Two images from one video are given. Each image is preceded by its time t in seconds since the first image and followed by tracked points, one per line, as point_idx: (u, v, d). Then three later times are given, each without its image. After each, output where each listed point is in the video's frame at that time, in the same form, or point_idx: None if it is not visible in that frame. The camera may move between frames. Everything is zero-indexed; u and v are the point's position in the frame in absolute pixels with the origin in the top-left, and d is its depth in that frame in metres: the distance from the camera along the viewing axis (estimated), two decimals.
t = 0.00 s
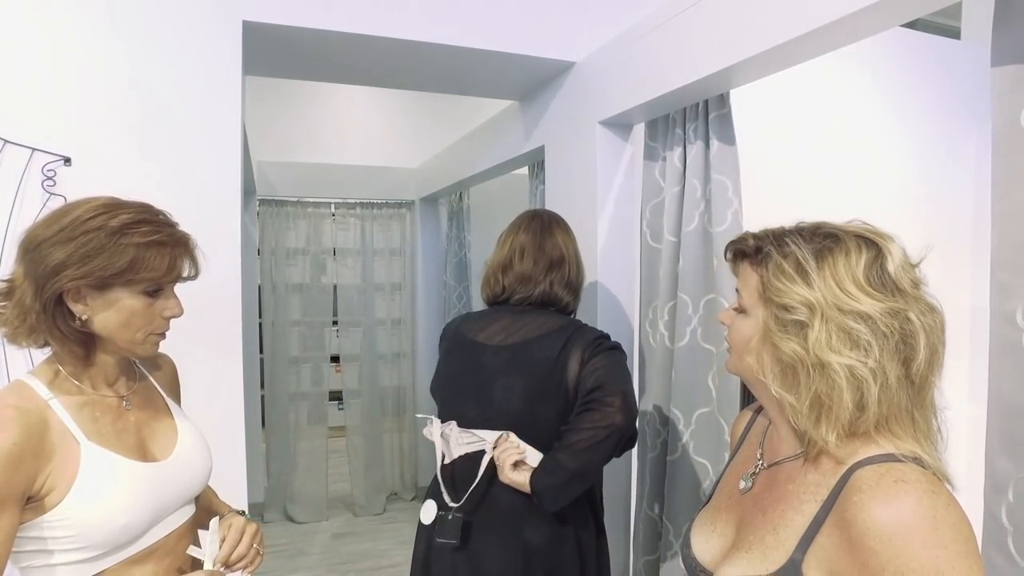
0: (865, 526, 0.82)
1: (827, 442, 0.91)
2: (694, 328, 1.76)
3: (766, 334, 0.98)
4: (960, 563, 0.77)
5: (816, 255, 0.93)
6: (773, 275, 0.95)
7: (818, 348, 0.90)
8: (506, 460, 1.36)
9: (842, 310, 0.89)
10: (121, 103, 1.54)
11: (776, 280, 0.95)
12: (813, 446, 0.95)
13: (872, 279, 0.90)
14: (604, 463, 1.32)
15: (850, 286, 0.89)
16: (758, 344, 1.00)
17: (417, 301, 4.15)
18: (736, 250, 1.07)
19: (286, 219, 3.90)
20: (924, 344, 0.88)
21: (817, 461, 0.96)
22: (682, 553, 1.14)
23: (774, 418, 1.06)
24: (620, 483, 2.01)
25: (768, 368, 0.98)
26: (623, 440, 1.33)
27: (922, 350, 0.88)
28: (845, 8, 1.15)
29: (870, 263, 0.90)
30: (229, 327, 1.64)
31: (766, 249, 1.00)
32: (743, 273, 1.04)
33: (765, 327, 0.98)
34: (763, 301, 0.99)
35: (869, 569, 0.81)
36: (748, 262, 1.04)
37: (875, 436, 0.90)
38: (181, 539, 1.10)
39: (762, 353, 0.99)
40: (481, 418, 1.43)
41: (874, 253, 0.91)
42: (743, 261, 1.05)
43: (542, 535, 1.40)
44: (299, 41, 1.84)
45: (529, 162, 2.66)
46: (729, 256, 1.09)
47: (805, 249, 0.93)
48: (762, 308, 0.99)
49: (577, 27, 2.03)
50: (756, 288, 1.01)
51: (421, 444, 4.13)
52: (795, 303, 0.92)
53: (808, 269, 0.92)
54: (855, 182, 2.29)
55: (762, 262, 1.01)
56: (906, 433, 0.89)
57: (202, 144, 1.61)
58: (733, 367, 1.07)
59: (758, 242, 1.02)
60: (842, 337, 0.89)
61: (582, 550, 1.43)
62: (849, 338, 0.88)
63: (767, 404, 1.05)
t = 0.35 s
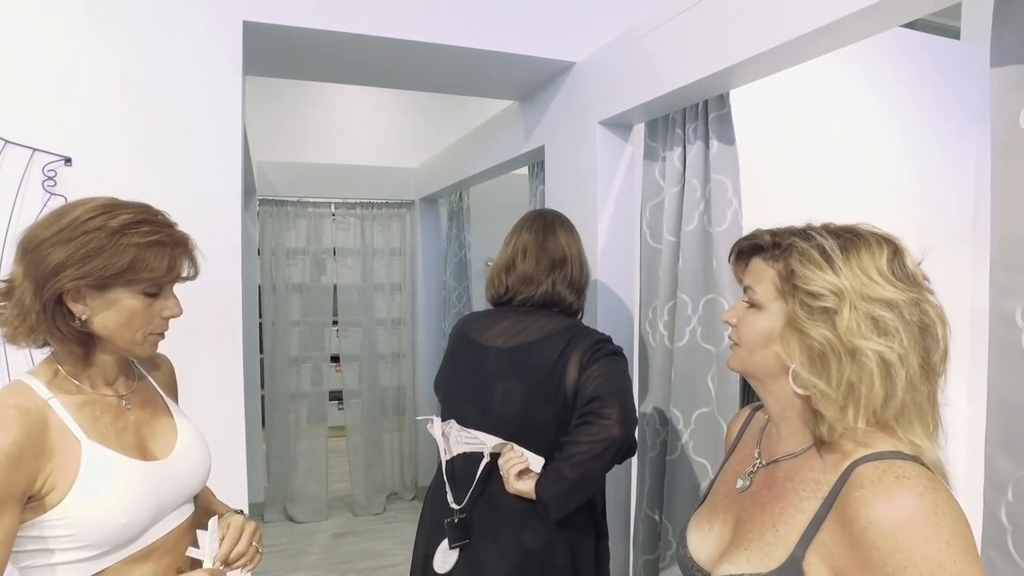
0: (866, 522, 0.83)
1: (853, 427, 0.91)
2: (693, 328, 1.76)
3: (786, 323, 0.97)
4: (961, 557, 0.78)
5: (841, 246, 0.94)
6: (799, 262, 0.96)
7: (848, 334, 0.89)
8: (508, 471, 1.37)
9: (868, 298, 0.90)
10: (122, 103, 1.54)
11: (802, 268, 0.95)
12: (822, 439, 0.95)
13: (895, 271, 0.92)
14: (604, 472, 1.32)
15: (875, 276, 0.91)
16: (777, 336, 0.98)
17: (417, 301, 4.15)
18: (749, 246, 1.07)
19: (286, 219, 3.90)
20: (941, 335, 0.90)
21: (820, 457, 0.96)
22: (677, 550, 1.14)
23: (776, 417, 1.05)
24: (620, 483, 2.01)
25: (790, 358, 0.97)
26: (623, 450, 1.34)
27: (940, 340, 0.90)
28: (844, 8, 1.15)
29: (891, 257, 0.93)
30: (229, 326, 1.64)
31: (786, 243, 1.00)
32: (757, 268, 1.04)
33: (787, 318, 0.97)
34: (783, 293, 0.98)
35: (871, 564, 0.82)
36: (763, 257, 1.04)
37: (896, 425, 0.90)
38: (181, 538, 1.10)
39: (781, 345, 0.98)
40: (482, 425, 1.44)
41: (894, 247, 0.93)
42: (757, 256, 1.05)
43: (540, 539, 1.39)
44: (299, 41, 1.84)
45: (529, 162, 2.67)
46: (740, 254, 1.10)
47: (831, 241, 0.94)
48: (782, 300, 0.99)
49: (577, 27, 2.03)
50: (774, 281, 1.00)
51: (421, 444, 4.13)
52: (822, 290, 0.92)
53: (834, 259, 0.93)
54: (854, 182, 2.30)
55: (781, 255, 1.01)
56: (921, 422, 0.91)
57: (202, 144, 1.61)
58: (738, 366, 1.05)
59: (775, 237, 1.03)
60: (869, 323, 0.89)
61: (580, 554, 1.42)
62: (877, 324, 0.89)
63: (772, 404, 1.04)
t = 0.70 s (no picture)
0: (866, 516, 0.84)
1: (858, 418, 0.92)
2: (693, 328, 1.76)
3: (784, 322, 0.97)
4: (959, 547, 0.79)
5: (833, 245, 0.96)
6: (795, 261, 0.96)
7: (849, 329, 0.91)
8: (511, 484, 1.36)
9: (864, 294, 0.92)
10: (122, 103, 1.54)
11: (798, 266, 0.96)
12: (822, 435, 0.95)
13: (884, 266, 0.94)
14: (569, 464, 1.28)
15: (868, 272, 0.93)
16: (776, 335, 0.98)
17: (417, 301, 4.15)
18: (737, 249, 1.07)
19: (286, 219, 3.90)
20: (927, 326, 0.94)
21: (819, 453, 0.96)
22: (670, 553, 1.13)
23: (768, 418, 1.04)
24: (620, 484, 2.01)
25: (790, 357, 0.96)
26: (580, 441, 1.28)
27: (928, 331, 0.93)
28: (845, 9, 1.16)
29: (878, 254, 0.95)
30: (229, 327, 1.64)
31: (777, 244, 1.01)
32: (746, 270, 1.04)
33: (785, 317, 0.97)
34: (778, 292, 0.98)
35: (873, 558, 0.82)
36: (752, 259, 1.04)
37: (896, 416, 0.92)
38: (178, 540, 1.09)
39: (781, 343, 0.97)
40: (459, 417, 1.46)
41: (879, 245, 0.96)
42: (745, 258, 1.05)
43: (537, 527, 1.36)
44: (299, 41, 1.84)
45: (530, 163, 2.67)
46: (726, 257, 1.10)
47: (823, 239, 0.96)
48: (777, 300, 0.99)
49: (577, 28, 2.03)
50: (767, 282, 1.00)
51: (420, 444, 4.12)
52: (820, 287, 0.93)
53: (829, 256, 0.95)
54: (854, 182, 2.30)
55: (773, 256, 1.01)
56: (915, 413, 0.94)
57: (201, 144, 1.61)
58: (732, 368, 1.04)
59: (765, 239, 1.03)
60: (867, 318, 0.91)
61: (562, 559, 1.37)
62: (874, 319, 0.91)
63: (764, 404, 1.03)
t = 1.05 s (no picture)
0: (872, 517, 0.84)
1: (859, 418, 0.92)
2: (694, 329, 1.75)
3: (784, 324, 0.97)
4: (959, 544, 0.80)
5: (830, 247, 0.96)
6: (794, 263, 0.96)
7: (849, 330, 0.91)
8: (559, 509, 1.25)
9: (862, 295, 0.92)
10: (122, 102, 1.54)
11: (797, 268, 0.96)
12: (823, 434, 0.95)
13: (880, 267, 0.95)
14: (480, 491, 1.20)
15: (865, 273, 0.93)
16: (777, 337, 0.98)
17: (416, 301, 4.14)
18: (734, 252, 1.07)
19: (285, 218, 3.89)
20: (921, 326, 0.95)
21: (820, 452, 0.96)
22: (664, 549, 1.13)
23: (766, 417, 1.04)
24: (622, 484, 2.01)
25: (791, 358, 0.96)
26: (516, 472, 1.21)
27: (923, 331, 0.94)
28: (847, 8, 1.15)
29: (873, 255, 0.95)
30: (230, 327, 1.63)
31: (774, 247, 1.01)
32: (745, 273, 1.03)
33: (786, 319, 0.97)
34: (778, 295, 0.98)
35: (879, 556, 0.82)
36: (750, 261, 1.03)
37: (895, 415, 0.92)
38: (178, 542, 1.08)
39: (783, 345, 0.97)
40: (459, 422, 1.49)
41: (873, 246, 0.97)
42: (743, 261, 1.05)
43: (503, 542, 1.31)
44: (300, 40, 1.83)
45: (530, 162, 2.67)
46: (723, 259, 1.10)
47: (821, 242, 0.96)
48: (776, 303, 0.98)
49: (578, 27, 2.03)
50: (767, 284, 1.00)
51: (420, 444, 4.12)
52: (819, 289, 0.93)
53: (827, 258, 0.95)
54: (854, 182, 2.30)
55: (772, 258, 1.01)
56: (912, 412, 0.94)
57: (201, 143, 1.60)
58: (733, 370, 1.04)
59: (762, 242, 1.03)
60: (866, 320, 0.91)
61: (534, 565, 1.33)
62: (872, 320, 0.91)
63: (764, 404, 1.03)
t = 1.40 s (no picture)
0: (878, 513, 0.84)
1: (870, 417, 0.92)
2: (694, 328, 1.76)
3: (790, 326, 0.97)
4: (966, 540, 0.80)
5: (831, 246, 0.96)
6: (796, 264, 0.96)
7: (856, 329, 0.91)
8: (524, 506, 1.26)
9: (866, 292, 0.92)
10: (121, 102, 1.53)
11: (798, 269, 0.95)
12: (832, 432, 0.95)
13: (882, 263, 0.95)
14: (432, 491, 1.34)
15: (867, 270, 0.93)
16: (784, 339, 0.97)
17: (416, 301, 4.14)
18: (735, 254, 1.06)
19: (285, 218, 3.89)
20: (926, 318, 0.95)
21: (828, 450, 0.96)
22: (675, 550, 1.13)
23: (775, 418, 1.04)
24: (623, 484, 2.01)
25: (799, 359, 0.96)
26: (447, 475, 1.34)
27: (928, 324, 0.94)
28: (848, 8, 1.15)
29: (875, 251, 0.95)
30: (231, 327, 1.63)
31: (775, 248, 1.00)
32: (747, 276, 1.03)
33: (791, 321, 0.97)
34: (781, 296, 0.98)
35: (886, 554, 0.82)
36: (751, 264, 1.03)
37: (905, 411, 0.92)
38: (182, 542, 1.08)
39: (790, 347, 0.96)
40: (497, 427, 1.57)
41: (874, 242, 0.96)
42: (744, 263, 1.05)
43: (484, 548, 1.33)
44: (301, 40, 1.83)
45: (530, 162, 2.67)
46: (724, 263, 1.10)
47: (821, 241, 0.96)
48: (780, 304, 0.98)
49: (579, 27, 2.03)
50: (769, 286, 0.99)
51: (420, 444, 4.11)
52: (822, 289, 0.93)
53: (828, 257, 0.95)
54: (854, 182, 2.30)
55: (773, 260, 1.01)
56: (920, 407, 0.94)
57: (201, 143, 1.60)
58: (741, 373, 1.03)
59: (763, 244, 1.03)
60: (872, 316, 0.91)
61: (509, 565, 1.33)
62: (878, 316, 0.91)
63: (772, 405, 1.03)
